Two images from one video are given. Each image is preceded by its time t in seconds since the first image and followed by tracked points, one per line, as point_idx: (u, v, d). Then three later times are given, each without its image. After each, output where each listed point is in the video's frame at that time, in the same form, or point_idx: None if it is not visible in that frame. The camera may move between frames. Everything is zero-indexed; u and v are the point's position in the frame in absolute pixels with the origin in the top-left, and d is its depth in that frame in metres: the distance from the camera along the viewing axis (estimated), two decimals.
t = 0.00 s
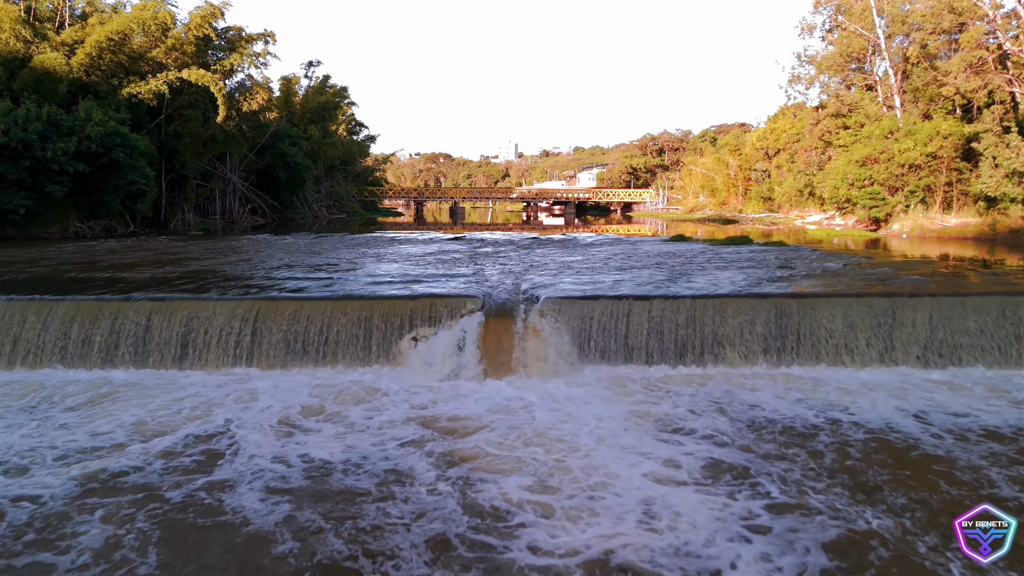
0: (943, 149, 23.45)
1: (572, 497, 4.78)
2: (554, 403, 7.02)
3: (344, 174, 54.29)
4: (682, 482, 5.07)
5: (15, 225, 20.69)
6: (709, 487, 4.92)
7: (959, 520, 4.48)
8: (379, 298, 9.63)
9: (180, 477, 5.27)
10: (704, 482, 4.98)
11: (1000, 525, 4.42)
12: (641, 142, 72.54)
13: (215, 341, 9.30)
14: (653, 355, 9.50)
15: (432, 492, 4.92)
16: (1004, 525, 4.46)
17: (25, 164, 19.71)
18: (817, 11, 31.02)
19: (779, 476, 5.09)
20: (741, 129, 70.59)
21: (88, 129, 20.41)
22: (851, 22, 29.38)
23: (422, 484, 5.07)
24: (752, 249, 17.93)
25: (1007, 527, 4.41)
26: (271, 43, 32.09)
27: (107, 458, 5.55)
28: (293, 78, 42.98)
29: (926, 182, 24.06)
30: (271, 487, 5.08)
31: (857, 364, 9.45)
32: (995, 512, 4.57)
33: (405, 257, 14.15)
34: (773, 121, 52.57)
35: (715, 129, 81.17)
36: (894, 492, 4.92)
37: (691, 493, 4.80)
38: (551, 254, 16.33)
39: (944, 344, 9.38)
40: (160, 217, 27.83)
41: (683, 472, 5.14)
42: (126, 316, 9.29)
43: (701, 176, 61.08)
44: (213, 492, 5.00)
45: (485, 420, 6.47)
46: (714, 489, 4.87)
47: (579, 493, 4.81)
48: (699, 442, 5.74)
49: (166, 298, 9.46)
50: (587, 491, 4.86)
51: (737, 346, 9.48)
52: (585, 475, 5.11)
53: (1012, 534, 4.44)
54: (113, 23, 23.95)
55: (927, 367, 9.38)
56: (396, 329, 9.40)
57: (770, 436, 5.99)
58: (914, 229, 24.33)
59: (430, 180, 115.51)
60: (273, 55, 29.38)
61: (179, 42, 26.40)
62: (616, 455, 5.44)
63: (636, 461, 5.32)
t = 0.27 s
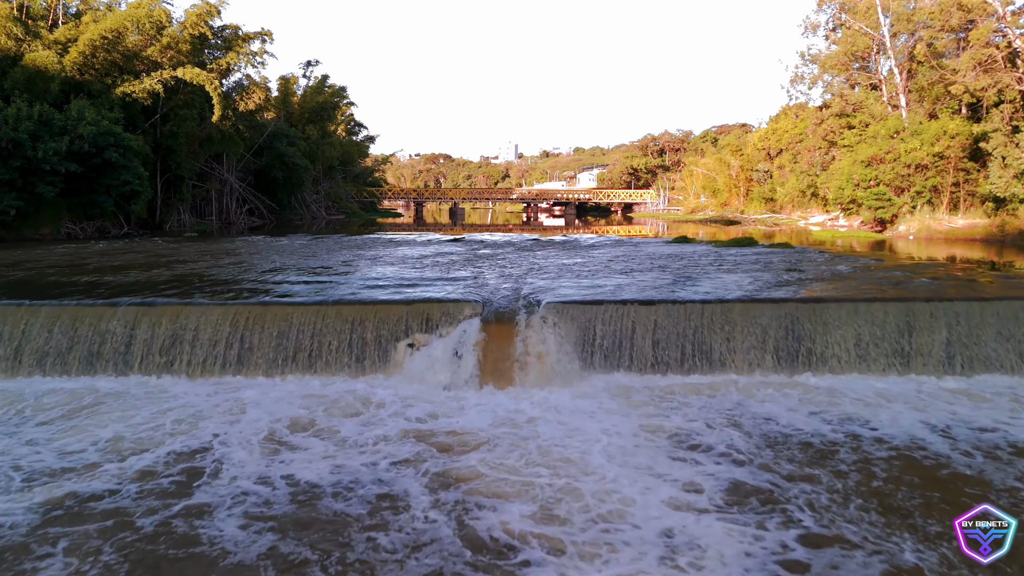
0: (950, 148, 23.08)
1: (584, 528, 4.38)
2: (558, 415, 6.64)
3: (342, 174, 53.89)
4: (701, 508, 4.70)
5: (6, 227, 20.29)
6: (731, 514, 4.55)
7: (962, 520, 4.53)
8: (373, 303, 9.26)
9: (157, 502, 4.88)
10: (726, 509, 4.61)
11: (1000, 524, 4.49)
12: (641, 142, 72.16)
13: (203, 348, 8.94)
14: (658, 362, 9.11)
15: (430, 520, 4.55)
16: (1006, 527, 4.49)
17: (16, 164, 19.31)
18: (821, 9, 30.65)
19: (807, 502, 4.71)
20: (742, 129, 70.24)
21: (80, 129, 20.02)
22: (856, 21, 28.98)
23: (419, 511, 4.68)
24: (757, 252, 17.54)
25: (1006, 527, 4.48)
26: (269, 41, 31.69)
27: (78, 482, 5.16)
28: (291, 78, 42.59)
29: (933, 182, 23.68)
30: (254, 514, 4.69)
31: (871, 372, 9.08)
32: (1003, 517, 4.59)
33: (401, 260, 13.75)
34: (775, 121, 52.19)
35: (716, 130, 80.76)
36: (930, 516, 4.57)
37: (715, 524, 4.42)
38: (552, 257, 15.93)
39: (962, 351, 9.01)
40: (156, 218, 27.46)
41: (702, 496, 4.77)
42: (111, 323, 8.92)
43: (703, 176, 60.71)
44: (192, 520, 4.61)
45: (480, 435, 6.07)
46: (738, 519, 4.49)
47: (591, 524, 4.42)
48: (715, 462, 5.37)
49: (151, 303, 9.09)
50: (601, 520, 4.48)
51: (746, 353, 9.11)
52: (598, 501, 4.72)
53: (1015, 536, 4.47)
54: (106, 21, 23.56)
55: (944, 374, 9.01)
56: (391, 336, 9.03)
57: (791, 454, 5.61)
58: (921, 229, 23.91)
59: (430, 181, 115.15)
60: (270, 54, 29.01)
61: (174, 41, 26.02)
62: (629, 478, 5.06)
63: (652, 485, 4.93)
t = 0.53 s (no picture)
0: (958, 152, 22.71)
1: (600, 569, 4.00)
2: (563, 433, 6.25)
3: (342, 179, 53.56)
4: (725, 545, 4.32)
5: None
6: (759, 553, 4.18)
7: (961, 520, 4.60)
8: (367, 312, 8.87)
9: (129, 535, 4.48)
10: (754, 547, 4.24)
11: (1001, 524, 4.53)
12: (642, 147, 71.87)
13: (189, 361, 8.54)
14: (665, 374, 8.72)
15: (429, 559, 4.16)
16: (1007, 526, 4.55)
17: (7, 168, 18.92)
18: (824, 12, 30.33)
19: (842, 537, 4.34)
20: (743, 134, 69.93)
21: (72, 132, 19.66)
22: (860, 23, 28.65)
23: (419, 549, 4.29)
24: (763, 258, 17.15)
25: (1006, 526, 4.52)
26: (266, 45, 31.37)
27: (45, 513, 4.77)
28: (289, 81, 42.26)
29: (940, 186, 23.31)
30: (236, 550, 4.29)
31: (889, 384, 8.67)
32: (1002, 514, 4.67)
33: (397, 266, 13.36)
34: (777, 125, 51.88)
35: (717, 134, 80.50)
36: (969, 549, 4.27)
37: (743, 565, 4.04)
38: (553, 263, 15.53)
39: (983, 362, 8.61)
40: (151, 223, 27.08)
41: (726, 530, 4.40)
42: (92, 334, 8.52)
43: (704, 181, 60.38)
44: (168, 557, 4.22)
45: (493, 457, 5.66)
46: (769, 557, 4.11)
47: (608, 565, 4.03)
48: (736, 489, 4.99)
49: (135, 313, 8.69)
50: (618, 560, 4.09)
51: (757, 364, 8.72)
52: (614, 537, 4.34)
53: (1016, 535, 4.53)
54: (100, 23, 23.22)
55: (965, 387, 8.61)
56: (386, 347, 8.63)
57: (818, 479, 5.22)
58: (927, 234, 23.50)
59: (430, 186, 114.85)
60: (267, 57, 28.67)
61: (170, 44, 25.71)
62: (646, 509, 4.67)
63: (671, 518, 4.55)
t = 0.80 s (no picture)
0: (964, 159, 22.38)
1: None
2: (570, 456, 5.87)
3: (341, 186, 53.23)
4: None
5: None
6: None
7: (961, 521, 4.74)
8: (360, 325, 8.48)
9: None
10: None
11: (1001, 524, 4.66)
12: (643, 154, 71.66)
13: (173, 378, 8.16)
14: (673, 390, 8.33)
15: None
16: (1005, 526, 4.68)
17: None
18: (827, 18, 30.04)
19: None
20: (744, 141, 69.68)
21: (65, 139, 19.32)
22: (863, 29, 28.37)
23: None
24: (768, 267, 16.77)
25: (1007, 526, 4.65)
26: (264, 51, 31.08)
27: (8, 553, 4.38)
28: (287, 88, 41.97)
29: (947, 194, 22.97)
30: None
31: (906, 401, 8.28)
32: (1001, 514, 4.81)
33: (393, 275, 12.96)
34: (778, 132, 51.64)
35: (718, 142, 80.29)
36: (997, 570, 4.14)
37: None
38: (553, 272, 15.14)
39: (1005, 378, 8.22)
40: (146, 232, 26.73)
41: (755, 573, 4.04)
42: (71, 348, 8.13)
43: (704, 189, 60.13)
44: None
45: (502, 485, 5.28)
46: None
47: None
48: (761, 523, 4.62)
49: (117, 326, 8.30)
50: None
51: (769, 379, 8.34)
52: None
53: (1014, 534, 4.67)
54: (95, 29, 22.93)
55: (986, 404, 8.21)
56: (379, 361, 8.25)
57: (846, 509, 4.86)
58: (934, 242, 23.11)
59: (430, 194, 114.74)
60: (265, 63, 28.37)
61: (166, 50, 25.42)
62: (666, 548, 4.30)
63: (695, 559, 4.17)
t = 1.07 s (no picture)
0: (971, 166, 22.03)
1: None
2: (578, 482, 5.51)
3: (339, 194, 52.90)
4: None
5: None
6: None
7: (960, 521, 4.90)
8: (353, 337, 8.09)
9: None
10: None
11: (1001, 525, 4.82)
12: (643, 161, 71.43)
13: (156, 393, 7.77)
14: (682, 406, 7.95)
15: None
16: (1004, 526, 4.84)
17: None
18: (830, 24, 29.74)
19: None
20: (744, 149, 69.43)
21: (57, 146, 18.97)
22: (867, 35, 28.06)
23: None
24: (774, 276, 16.39)
25: (1007, 527, 4.80)
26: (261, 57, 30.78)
27: None
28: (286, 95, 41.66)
29: (954, 202, 22.61)
30: None
31: (925, 418, 7.87)
32: (998, 514, 4.98)
33: (389, 284, 12.57)
34: (779, 140, 51.37)
35: (718, 149, 80.08)
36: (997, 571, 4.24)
37: None
38: (554, 281, 14.76)
39: None
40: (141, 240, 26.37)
41: None
42: (49, 362, 7.75)
43: (705, 197, 59.83)
44: None
45: (507, 518, 4.91)
46: None
47: None
48: (791, 562, 4.26)
49: (97, 338, 7.90)
50: None
51: (783, 394, 7.95)
52: None
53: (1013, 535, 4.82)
54: (89, 35, 22.62)
55: (1010, 421, 7.81)
56: (373, 376, 7.86)
57: (880, 544, 4.51)
58: (942, 251, 22.73)
59: (429, 202, 114.49)
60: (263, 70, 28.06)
61: (162, 56, 25.12)
62: None
63: None
